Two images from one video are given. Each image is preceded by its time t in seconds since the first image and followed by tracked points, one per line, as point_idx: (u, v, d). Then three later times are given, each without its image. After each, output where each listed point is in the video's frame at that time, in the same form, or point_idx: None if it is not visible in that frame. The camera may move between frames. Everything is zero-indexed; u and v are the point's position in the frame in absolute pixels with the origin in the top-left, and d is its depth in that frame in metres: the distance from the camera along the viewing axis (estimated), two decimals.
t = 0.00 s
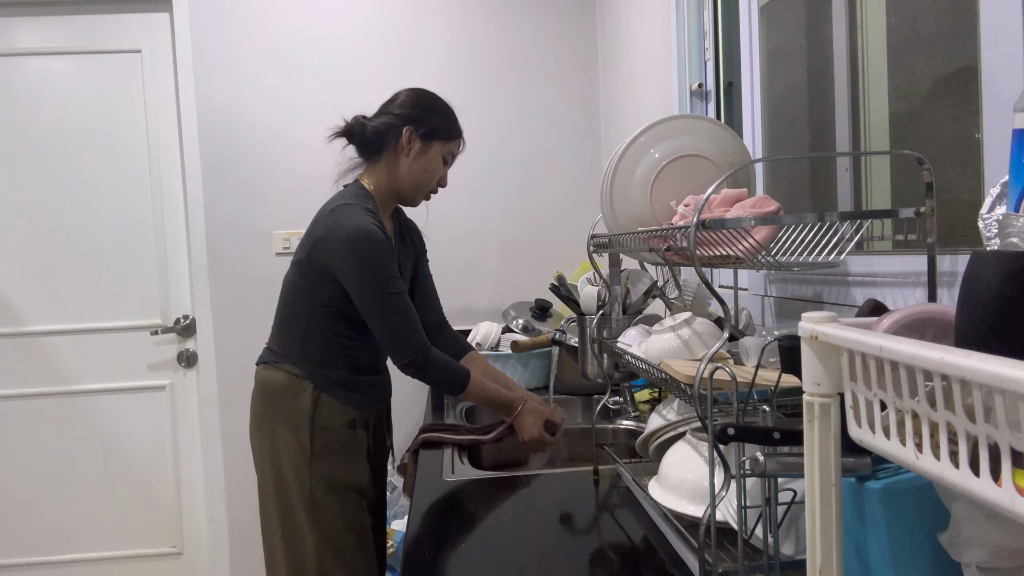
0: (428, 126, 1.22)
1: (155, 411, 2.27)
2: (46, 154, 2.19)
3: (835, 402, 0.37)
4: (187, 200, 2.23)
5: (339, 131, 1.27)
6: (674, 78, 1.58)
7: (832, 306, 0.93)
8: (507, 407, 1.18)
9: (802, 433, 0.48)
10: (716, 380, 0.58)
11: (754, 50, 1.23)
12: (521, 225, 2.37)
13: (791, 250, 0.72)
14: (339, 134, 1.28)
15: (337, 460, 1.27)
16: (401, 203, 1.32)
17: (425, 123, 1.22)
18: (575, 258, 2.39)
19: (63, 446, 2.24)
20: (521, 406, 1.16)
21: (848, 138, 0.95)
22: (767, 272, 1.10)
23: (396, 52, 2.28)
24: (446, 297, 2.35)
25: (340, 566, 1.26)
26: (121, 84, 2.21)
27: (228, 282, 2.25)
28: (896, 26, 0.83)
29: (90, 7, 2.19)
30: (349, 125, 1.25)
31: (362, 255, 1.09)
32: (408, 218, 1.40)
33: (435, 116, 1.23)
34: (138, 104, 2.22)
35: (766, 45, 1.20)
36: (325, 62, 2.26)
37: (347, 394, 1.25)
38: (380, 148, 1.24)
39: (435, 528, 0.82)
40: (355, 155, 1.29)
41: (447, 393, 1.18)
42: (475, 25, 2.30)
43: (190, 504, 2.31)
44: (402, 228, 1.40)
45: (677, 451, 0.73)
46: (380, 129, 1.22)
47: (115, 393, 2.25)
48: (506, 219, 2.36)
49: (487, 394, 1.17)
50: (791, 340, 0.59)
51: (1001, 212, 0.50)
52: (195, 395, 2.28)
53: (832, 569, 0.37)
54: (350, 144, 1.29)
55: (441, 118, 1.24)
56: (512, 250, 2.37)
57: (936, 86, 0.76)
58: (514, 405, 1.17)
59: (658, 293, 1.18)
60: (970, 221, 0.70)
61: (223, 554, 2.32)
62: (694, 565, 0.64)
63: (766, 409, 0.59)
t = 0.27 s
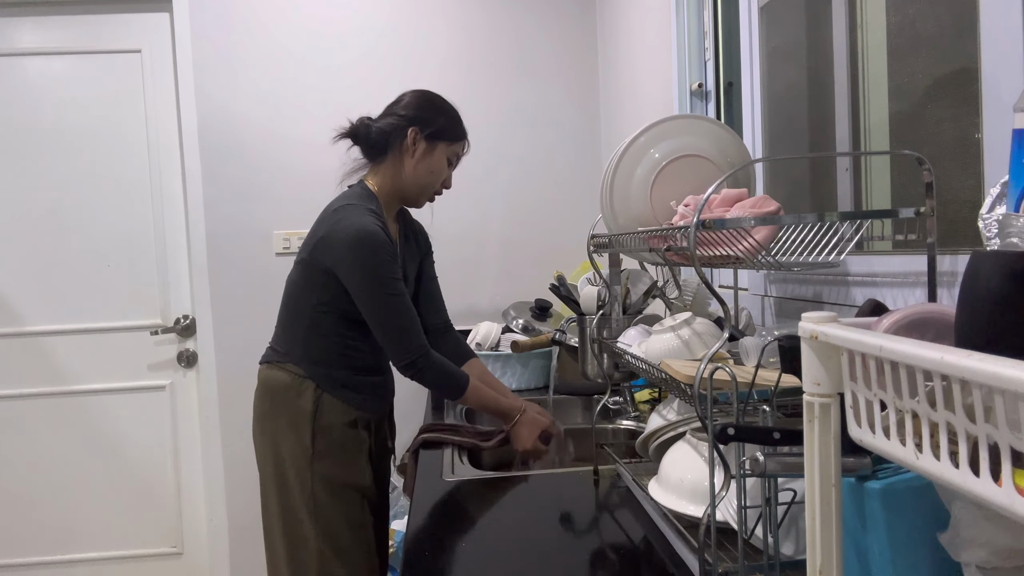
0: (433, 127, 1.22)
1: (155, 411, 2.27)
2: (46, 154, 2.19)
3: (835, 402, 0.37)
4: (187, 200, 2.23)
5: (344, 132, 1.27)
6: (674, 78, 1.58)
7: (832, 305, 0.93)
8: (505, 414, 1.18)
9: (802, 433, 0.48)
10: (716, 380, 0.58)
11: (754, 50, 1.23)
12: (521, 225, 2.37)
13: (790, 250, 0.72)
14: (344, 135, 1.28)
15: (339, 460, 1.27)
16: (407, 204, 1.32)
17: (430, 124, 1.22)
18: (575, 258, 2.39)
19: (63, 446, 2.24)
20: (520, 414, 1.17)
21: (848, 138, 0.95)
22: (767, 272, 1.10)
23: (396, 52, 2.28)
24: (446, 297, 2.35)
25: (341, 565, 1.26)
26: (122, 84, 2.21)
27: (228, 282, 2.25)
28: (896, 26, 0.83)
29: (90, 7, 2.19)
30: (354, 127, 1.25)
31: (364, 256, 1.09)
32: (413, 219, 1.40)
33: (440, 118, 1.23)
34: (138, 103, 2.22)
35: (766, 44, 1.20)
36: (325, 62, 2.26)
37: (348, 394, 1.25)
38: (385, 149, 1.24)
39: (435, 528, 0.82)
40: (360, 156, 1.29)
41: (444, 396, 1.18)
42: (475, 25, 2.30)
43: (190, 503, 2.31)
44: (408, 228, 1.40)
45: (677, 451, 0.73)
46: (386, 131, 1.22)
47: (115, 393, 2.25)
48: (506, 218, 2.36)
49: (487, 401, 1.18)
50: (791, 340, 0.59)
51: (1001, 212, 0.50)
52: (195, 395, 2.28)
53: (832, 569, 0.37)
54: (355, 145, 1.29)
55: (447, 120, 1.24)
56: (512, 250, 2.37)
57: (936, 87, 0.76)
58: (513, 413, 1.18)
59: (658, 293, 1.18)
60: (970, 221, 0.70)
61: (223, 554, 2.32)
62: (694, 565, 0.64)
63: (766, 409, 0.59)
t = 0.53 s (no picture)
0: (440, 129, 1.22)
1: (155, 411, 2.27)
2: (46, 154, 2.19)
3: (835, 402, 0.37)
4: (187, 200, 2.23)
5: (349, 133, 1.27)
6: (674, 78, 1.58)
7: (832, 306, 0.93)
8: (497, 423, 1.18)
9: (802, 433, 0.48)
10: (716, 379, 0.58)
11: (754, 50, 1.23)
12: (521, 225, 2.37)
13: (790, 250, 0.72)
14: (350, 136, 1.28)
15: (340, 460, 1.27)
16: (411, 206, 1.32)
17: (437, 126, 1.22)
18: (575, 258, 2.39)
19: (63, 446, 2.24)
20: (511, 425, 1.18)
21: (848, 138, 0.95)
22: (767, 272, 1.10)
23: (396, 52, 2.28)
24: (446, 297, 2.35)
25: (342, 565, 1.26)
26: (122, 84, 2.21)
27: (228, 282, 2.25)
28: (896, 25, 0.83)
29: (90, 7, 2.19)
30: (361, 128, 1.25)
31: (366, 257, 1.09)
32: (417, 221, 1.40)
33: (447, 120, 1.23)
34: (138, 103, 2.22)
35: (766, 44, 1.20)
36: (325, 62, 2.26)
37: (349, 394, 1.25)
38: (391, 150, 1.24)
39: (436, 527, 0.82)
40: (365, 157, 1.29)
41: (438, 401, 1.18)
42: (475, 25, 2.30)
43: (190, 504, 2.31)
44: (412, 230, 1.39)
45: (677, 451, 0.73)
46: (393, 132, 1.22)
47: (115, 393, 2.25)
48: (506, 218, 2.36)
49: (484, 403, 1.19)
50: (791, 340, 0.59)
51: (1001, 212, 0.50)
52: (195, 395, 2.28)
53: (832, 570, 0.37)
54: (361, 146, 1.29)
55: (454, 123, 1.24)
56: (512, 250, 2.37)
57: (935, 87, 0.76)
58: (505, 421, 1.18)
59: (658, 293, 1.18)
60: (971, 221, 0.70)
61: (223, 554, 2.32)
62: (694, 565, 0.64)
63: (767, 409, 0.59)
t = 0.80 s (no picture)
0: (440, 127, 1.23)
1: (155, 411, 2.27)
2: (46, 154, 2.19)
3: (835, 401, 0.37)
4: (187, 200, 2.23)
5: (347, 135, 1.27)
6: (674, 78, 1.58)
7: (832, 305, 0.93)
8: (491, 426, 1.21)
9: (802, 433, 0.48)
10: (716, 380, 0.58)
11: (754, 50, 1.23)
12: (521, 225, 2.37)
13: (790, 250, 0.72)
14: (347, 138, 1.27)
15: (341, 460, 1.27)
16: (413, 205, 1.32)
17: (437, 124, 1.23)
18: (575, 258, 2.39)
19: (63, 446, 2.24)
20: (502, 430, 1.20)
21: (848, 138, 0.95)
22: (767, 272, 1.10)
23: (395, 52, 2.28)
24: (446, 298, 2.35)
25: (342, 565, 1.26)
26: (121, 84, 2.21)
27: (228, 282, 2.25)
28: (896, 25, 0.83)
29: (90, 7, 2.19)
30: (358, 128, 1.23)
31: (368, 258, 1.09)
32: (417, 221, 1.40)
33: (446, 118, 1.24)
34: (138, 103, 2.22)
35: (766, 44, 1.20)
36: (325, 62, 2.26)
37: (350, 394, 1.25)
38: (392, 150, 1.23)
39: (437, 527, 0.82)
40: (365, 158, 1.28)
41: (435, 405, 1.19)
42: (475, 25, 2.30)
43: (190, 503, 2.31)
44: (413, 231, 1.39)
45: (677, 451, 0.73)
46: (393, 132, 1.22)
47: (115, 393, 2.25)
48: (506, 218, 2.36)
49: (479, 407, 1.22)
50: (791, 340, 0.59)
51: (1001, 212, 0.50)
52: (195, 395, 2.28)
53: (832, 569, 0.37)
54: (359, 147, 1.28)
55: (452, 121, 1.25)
56: (512, 250, 2.37)
57: (935, 86, 0.76)
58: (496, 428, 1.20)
59: (658, 293, 1.18)
60: (970, 221, 0.70)
61: (223, 554, 2.32)
62: (694, 565, 0.64)
63: (766, 409, 0.59)
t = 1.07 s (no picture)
0: (436, 126, 1.23)
1: (155, 411, 2.27)
2: (47, 154, 2.19)
3: (835, 401, 0.37)
4: (187, 200, 2.23)
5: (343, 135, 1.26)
6: (674, 78, 1.58)
7: (832, 305, 0.93)
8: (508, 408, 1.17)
9: (802, 433, 0.48)
10: (716, 380, 0.58)
11: (754, 50, 1.23)
12: (521, 225, 2.37)
13: (791, 250, 0.72)
14: (343, 138, 1.27)
15: (341, 460, 1.27)
16: (410, 204, 1.32)
17: (433, 123, 1.23)
18: (575, 258, 2.39)
19: (63, 446, 2.24)
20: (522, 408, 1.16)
21: (848, 138, 0.95)
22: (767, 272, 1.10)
23: (396, 52, 2.28)
24: (446, 298, 2.35)
25: (343, 565, 1.26)
26: (122, 84, 2.21)
27: (228, 282, 2.25)
28: (897, 25, 0.83)
29: (90, 7, 2.19)
30: (354, 128, 1.23)
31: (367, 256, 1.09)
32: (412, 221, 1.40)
33: (442, 117, 1.24)
34: (138, 103, 2.22)
35: (766, 45, 1.20)
36: (325, 62, 2.26)
37: (350, 394, 1.25)
38: (389, 150, 1.23)
39: (437, 527, 0.82)
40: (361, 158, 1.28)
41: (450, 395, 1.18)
42: (474, 25, 2.30)
43: (190, 503, 2.31)
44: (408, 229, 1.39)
45: (677, 451, 0.73)
46: (390, 132, 1.22)
47: (115, 393, 2.25)
48: (506, 219, 2.36)
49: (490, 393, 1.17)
50: (791, 340, 0.59)
51: (1001, 212, 0.50)
52: (195, 395, 2.28)
53: (832, 570, 0.37)
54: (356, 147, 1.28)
55: (448, 120, 1.25)
56: (512, 250, 2.37)
57: (935, 86, 0.76)
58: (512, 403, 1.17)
59: (658, 293, 1.18)
60: (971, 221, 0.70)
61: (223, 554, 2.32)
62: (695, 565, 0.64)
63: (767, 409, 0.59)
